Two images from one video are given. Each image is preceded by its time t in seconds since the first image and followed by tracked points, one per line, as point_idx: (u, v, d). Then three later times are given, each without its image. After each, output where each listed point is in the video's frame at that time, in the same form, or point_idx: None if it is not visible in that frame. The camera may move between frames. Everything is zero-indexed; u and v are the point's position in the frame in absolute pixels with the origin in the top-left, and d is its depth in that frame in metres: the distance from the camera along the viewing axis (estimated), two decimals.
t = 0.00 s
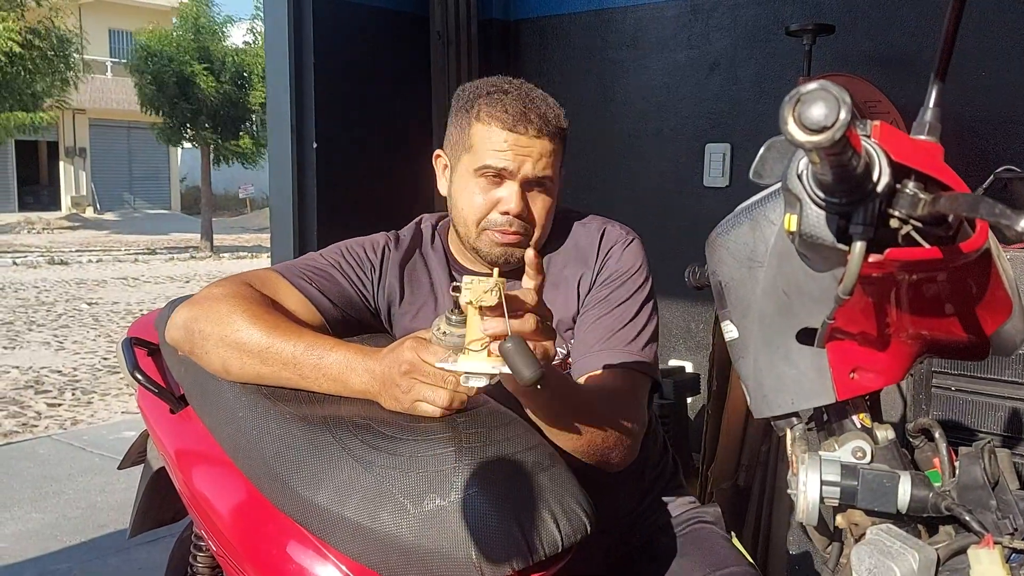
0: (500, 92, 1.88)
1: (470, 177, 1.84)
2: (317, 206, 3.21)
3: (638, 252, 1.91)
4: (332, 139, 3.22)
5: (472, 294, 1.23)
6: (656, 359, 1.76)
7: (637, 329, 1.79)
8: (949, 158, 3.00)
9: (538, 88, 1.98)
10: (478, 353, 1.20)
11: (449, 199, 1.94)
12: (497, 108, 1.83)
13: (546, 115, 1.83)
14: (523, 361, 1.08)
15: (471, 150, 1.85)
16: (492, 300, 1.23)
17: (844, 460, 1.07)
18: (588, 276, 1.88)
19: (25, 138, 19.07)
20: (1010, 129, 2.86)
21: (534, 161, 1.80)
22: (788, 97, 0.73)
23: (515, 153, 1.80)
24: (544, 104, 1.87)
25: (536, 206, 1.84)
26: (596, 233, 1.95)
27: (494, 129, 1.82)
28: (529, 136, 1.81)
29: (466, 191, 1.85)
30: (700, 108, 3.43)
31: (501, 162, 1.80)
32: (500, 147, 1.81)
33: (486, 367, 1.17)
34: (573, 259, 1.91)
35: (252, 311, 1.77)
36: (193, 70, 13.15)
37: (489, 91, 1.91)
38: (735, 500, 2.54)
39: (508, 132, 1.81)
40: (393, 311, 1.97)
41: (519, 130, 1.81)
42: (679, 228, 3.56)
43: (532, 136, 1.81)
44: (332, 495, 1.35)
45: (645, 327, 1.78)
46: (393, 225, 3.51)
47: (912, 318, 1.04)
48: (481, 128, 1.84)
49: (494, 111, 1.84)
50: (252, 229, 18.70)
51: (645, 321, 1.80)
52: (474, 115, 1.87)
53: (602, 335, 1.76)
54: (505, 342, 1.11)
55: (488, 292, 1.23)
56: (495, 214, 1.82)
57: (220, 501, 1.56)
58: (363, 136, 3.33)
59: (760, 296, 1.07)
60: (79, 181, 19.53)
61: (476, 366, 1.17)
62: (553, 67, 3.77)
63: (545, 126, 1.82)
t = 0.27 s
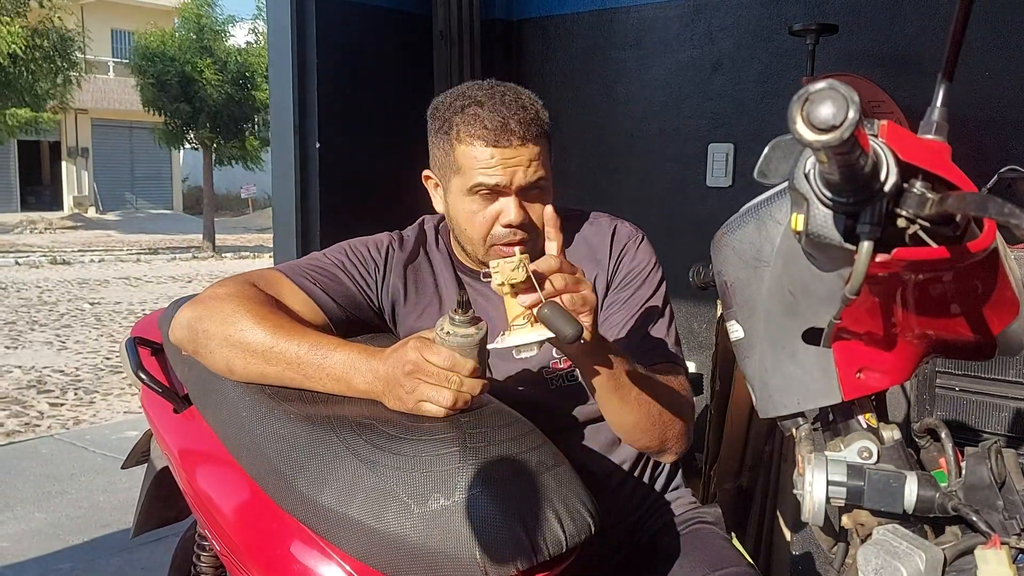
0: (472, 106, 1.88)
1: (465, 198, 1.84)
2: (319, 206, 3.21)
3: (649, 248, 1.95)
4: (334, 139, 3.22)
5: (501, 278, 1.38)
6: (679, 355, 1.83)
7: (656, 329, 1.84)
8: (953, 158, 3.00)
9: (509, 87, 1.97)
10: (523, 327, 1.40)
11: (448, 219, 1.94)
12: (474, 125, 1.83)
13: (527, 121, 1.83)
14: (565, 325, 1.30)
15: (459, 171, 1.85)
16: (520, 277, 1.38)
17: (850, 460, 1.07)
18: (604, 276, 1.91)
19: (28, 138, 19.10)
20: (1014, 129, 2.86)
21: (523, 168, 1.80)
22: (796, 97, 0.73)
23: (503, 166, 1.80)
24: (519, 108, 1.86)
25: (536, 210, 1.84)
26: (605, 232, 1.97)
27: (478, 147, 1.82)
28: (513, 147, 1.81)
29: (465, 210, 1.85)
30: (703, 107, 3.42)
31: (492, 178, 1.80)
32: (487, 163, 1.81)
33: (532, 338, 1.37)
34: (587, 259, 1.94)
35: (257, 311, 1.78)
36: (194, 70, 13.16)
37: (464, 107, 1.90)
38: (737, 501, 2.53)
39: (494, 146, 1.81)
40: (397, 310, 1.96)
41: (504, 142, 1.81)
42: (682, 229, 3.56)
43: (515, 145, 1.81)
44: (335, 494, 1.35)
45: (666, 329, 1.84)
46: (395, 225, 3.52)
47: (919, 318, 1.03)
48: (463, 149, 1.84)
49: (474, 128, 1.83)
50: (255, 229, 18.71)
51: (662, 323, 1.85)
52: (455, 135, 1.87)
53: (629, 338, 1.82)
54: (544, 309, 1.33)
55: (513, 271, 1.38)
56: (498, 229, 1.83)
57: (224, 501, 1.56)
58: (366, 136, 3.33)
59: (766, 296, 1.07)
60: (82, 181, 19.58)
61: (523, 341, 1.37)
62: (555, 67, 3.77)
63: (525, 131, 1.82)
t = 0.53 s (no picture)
0: (437, 110, 1.88)
1: (442, 201, 1.84)
2: (322, 206, 3.21)
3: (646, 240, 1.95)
4: (337, 139, 3.22)
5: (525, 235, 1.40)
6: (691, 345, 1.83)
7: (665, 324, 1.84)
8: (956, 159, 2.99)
9: (479, 86, 1.97)
10: (553, 276, 1.38)
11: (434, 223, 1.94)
12: (440, 128, 1.83)
13: (490, 116, 1.82)
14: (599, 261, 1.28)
15: (433, 176, 1.85)
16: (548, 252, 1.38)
17: (857, 461, 1.06)
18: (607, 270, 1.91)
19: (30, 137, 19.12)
20: (1018, 129, 2.86)
21: (494, 165, 1.79)
22: (805, 96, 0.72)
23: (473, 165, 1.79)
24: (485, 106, 1.85)
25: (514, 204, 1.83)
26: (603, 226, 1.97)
27: (446, 149, 1.81)
28: (480, 145, 1.80)
29: (445, 213, 1.85)
30: (706, 108, 3.42)
31: (463, 179, 1.79)
32: (457, 165, 1.80)
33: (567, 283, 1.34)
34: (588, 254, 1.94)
35: (258, 310, 1.77)
36: (196, 70, 13.16)
37: (429, 113, 1.90)
38: (739, 501, 2.53)
39: (461, 147, 1.80)
40: (400, 310, 1.96)
41: (470, 141, 1.80)
42: (685, 229, 3.55)
43: (483, 143, 1.80)
44: (338, 493, 1.35)
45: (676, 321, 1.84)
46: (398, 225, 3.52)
47: (925, 319, 1.03)
48: (433, 153, 1.84)
49: (439, 132, 1.83)
50: (257, 229, 18.73)
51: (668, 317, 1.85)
52: (424, 142, 1.87)
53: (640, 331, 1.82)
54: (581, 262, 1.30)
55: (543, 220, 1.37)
56: (480, 228, 1.82)
57: (227, 500, 1.56)
58: (369, 136, 3.33)
59: (772, 297, 1.06)
60: (84, 180, 19.59)
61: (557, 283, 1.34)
62: (558, 67, 3.77)
63: (492, 128, 1.81)
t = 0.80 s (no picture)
0: (421, 107, 1.89)
1: (436, 196, 1.85)
2: (323, 205, 3.21)
3: (647, 238, 1.95)
4: (339, 138, 3.21)
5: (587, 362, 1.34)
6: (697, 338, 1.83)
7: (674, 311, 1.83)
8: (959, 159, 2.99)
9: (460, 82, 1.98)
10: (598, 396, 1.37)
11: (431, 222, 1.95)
12: (425, 124, 1.84)
13: (473, 106, 1.83)
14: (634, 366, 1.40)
15: (425, 172, 1.86)
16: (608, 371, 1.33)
17: (861, 461, 1.06)
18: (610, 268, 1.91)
19: (31, 135, 19.12)
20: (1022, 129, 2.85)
21: (482, 152, 1.80)
22: (812, 93, 0.72)
23: (462, 155, 1.80)
24: (466, 96, 1.86)
25: (505, 191, 1.83)
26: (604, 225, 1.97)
27: (433, 144, 1.83)
28: (466, 135, 1.81)
29: (440, 208, 1.86)
30: (708, 107, 3.41)
31: (455, 170, 1.81)
32: (447, 157, 1.81)
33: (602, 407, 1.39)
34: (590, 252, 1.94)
35: (260, 308, 1.76)
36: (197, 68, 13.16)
37: (413, 112, 1.91)
38: (741, 501, 2.52)
39: (448, 139, 1.81)
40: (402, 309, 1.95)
41: (456, 132, 1.82)
42: (687, 228, 3.55)
43: (469, 133, 1.81)
44: (340, 493, 1.34)
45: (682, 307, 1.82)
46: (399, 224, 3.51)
47: (930, 318, 1.02)
48: (422, 150, 1.85)
49: (425, 127, 1.85)
50: (258, 228, 18.74)
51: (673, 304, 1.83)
52: (412, 140, 1.89)
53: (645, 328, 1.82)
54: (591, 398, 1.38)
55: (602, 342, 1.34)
56: (476, 218, 1.82)
57: (228, 499, 1.56)
58: (370, 135, 3.33)
59: (777, 296, 1.06)
60: (85, 178, 19.60)
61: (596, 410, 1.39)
62: (560, 67, 3.76)
63: (475, 117, 1.82)
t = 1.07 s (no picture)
0: (451, 95, 1.89)
1: (452, 186, 1.85)
2: (324, 203, 3.20)
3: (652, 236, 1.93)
4: (340, 137, 3.21)
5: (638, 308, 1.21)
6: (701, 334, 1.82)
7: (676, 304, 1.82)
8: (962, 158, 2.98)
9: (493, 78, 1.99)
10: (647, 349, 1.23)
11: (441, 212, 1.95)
12: (453, 112, 1.84)
13: (503, 102, 1.84)
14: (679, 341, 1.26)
15: (444, 160, 1.86)
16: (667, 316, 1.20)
17: (865, 461, 1.06)
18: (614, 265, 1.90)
19: (32, 134, 19.12)
20: None
21: (505, 149, 1.80)
22: (818, 91, 0.71)
23: (485, 149, 1.80)
24: (498, 93, 1.87)
25: (522, 191, 1.83)
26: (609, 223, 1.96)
27: (458, 133, 1.82)
28: (492, 129, 1.81)
29: (453, 198, 1.86)
30: (710, 106, 3.41)
31: (476, 162, 1.81)
32: (470, 148, 1.81)
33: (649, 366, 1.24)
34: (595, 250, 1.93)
35: (262, 307, 1.76)
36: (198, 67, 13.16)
37: (442, 99, 1.91)
38: (743, 499, 2.51)
39: (473, 130, 1.81)
40: (403, 308, 1.95)
41: (483, 125, 1.82)
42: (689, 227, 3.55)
43: (495, 128, 1.81)
44: (342, 491, 1.34)
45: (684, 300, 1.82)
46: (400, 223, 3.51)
47: (933, 317, 1.02)
48: (445, 136, 1.85)
49: (452, 115, 1.84)
50: (259, 226, 18.75)
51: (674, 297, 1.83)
52: (437, 126, 1.88)
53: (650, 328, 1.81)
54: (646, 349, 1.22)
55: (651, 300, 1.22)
56: (487, 214, 1.83)
57: (230, 498, 1.55)
58: (372, 133, 3.32)
59: (780, 295, 1.06)
60: (85, 177, 19.60)
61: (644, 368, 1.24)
62: (562, 65, 3.76)
63: (504, 114, 1.82)
